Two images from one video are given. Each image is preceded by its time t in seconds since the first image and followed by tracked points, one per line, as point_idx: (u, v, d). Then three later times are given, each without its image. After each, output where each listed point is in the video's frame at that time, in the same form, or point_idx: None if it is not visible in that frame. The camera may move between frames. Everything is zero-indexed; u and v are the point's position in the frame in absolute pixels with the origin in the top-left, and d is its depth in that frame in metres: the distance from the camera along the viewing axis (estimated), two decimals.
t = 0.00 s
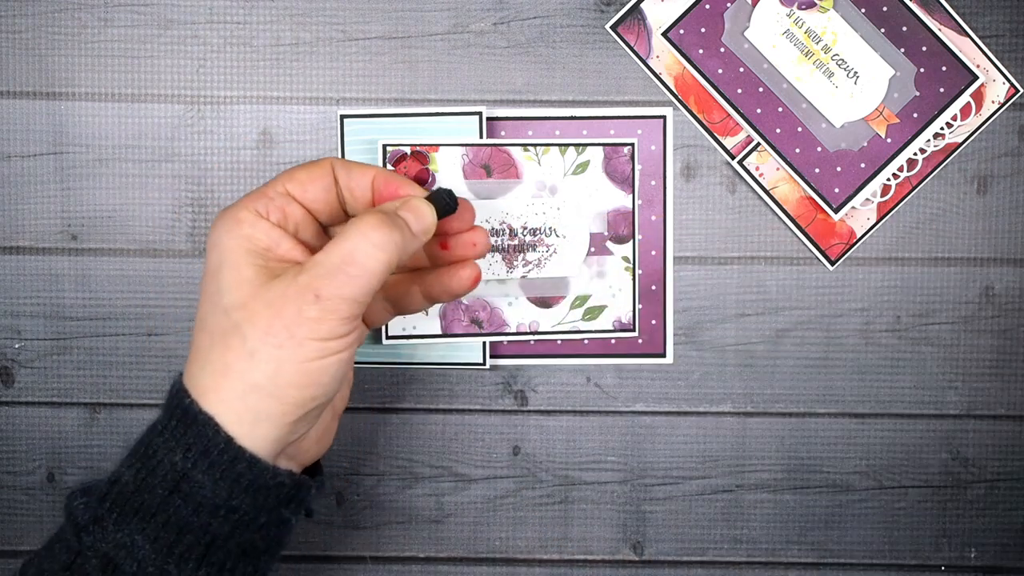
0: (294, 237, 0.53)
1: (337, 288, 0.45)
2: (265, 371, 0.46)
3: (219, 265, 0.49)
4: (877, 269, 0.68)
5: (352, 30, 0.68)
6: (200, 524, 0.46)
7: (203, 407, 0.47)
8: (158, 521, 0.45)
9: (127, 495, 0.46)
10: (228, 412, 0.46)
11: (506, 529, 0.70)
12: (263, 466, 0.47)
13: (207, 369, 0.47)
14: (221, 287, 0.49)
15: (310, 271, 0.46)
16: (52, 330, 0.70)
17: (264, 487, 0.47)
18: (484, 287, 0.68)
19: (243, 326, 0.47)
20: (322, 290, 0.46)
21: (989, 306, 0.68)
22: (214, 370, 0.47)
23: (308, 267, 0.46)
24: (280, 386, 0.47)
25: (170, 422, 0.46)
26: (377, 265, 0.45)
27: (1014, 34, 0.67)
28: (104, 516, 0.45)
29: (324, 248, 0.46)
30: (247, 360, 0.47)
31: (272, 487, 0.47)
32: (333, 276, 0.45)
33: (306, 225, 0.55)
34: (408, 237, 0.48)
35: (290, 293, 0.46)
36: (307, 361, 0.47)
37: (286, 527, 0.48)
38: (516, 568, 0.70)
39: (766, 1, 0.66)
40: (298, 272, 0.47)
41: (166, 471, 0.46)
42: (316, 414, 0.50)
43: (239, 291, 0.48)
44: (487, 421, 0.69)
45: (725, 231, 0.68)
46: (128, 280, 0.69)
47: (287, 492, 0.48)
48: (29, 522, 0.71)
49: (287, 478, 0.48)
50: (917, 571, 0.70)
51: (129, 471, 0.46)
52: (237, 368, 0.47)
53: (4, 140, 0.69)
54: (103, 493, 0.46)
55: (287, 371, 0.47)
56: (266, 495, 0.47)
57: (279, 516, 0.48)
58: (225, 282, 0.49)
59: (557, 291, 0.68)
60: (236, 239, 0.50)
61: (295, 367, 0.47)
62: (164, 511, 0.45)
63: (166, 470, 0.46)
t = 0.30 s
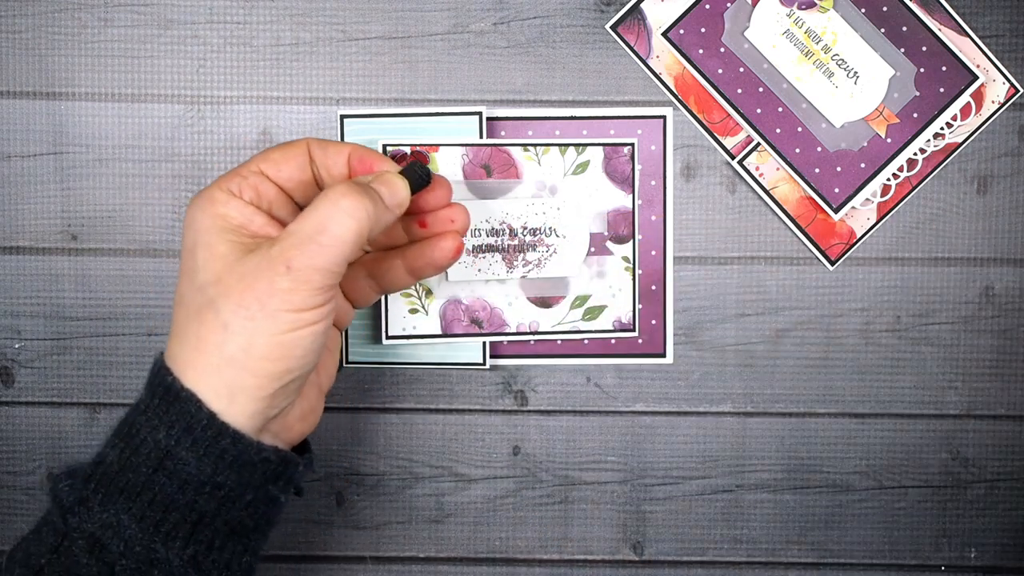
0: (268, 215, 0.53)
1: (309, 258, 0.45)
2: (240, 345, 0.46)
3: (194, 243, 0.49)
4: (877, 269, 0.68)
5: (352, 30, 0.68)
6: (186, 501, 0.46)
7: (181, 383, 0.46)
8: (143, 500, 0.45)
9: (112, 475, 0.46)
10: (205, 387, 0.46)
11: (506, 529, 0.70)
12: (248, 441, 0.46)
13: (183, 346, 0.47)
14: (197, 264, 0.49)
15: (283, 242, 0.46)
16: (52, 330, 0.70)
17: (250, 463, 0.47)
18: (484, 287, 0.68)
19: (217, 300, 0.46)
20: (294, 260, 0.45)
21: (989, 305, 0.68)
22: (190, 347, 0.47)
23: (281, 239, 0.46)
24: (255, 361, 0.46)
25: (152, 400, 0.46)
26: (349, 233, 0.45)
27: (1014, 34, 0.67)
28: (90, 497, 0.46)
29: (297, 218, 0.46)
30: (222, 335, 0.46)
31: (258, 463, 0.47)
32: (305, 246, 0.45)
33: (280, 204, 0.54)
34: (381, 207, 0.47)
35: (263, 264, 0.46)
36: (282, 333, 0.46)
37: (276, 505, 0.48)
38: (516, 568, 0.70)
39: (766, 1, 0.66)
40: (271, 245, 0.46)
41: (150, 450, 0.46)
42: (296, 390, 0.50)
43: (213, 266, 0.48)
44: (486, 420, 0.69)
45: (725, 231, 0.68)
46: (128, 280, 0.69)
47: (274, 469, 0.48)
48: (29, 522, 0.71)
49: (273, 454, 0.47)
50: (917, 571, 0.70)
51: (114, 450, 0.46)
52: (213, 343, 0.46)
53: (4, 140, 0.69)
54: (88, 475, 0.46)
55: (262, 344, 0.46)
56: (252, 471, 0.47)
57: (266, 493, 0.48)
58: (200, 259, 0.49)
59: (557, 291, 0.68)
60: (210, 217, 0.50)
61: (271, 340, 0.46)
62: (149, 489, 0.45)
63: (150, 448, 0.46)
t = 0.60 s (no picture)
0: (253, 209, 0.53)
1: (286, 253, 0.45)
2: (219, 342, 0.46)
3: (178, 237, 0.50)
4: (877, 269, 0.68)
5: (352, 30, 0.68)
6: (166, 501, 0.46)
7: (161, 379, 0.46)
8: (123, 500, 0.45)
9: (91, 474, 0.46)
10: (183, 383, 0.46)
11: (505, 529, 0.70)
12: (228, 441, 0.46)
13: (163, 342, 0.47)
14: (180, 259, 0.49)
15: (262, 238, 0.45)
16: (52, 330, 0.70)
17: (231, 462, 0.47)
18: (484, 287, 0.68)
19: (197, 296, 0.47)
20: (271, 256, 0.45)
21: (989, 305, 0.68)
22: (170, 343, 0.47)
23: (260, 234, 0.46)
24: (233, 358, 0.46)
25: (131, 399, 0.46)
26: (327, 229, 0.44)
27: (1014, 34, 0.67)
28: (70, 497, 0.46)
29: (277, 213, 0.45)
30: (200, 331, 0.46)
31: (241, 461, 0.47)
32: (282, 241, 0.45)
33: (266, 197, 0.55)
34: (363, 201, 0.47)
35: (242, 260, 0.46)
36: (260, 330, 0.46)
37: (262, 502, 0.48)
38: (516, 568, 0.70)
39: (766, 1, 0.66)
40: (251, 240, 0.46)
41: (129, 450, 0.46)
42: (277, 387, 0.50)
43: (195, 261, 0.48)
44: (486, 420, 0.69)
45: (725, 231, 0.68)
46: (129, 280, 0.69)
47: (257, 467, 0.48)
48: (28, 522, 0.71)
49: (255, 452, 0.47)
50: (917, 571, 0.70)
51: (95, 449, 0.46)
52: (192, 339, 0.46)
53: (4, 139, 0.69)
54: (68, 474, 0.46)
55: (241, 341, 0.46)
56: (234, 470, 0.47)
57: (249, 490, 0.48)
58: (184, 254, 0.49)
59: (557, 291, 0.68)
60: (195, 211, 0.51)
61: (250, 337, 0.46)
62: (129, 489, 0.45)
63: (129, 448, 0.46)
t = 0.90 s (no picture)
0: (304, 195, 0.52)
1: (340, 247, 0.43)
2: (260, 329, 0.44)
3: (227, 216, 0.48)
4: (877, 269, 0.68)
5: (352, 30, 0.68)
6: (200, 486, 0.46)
7: (202, 360, 0.45)
8: (157, 484, 0.45)
9: (125, 456, 0.45)
10: (222, 367, 0.45)
11: (506, 530, 0.70)
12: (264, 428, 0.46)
13: (205, 322, 0.46)
14: (227, 238, 0.47)
15: (316, 227, 0.44)
16: (52, 330, 0.70)
17: (266, 448, 0.46)
18: (484, 287, 0.68)
19: (242, 278, 0.45)
20: (324, 248, 0.43)
21: (989, 305, 0.68)
22: (212, 323, 0.46)
23: (315, 223, 0.44)
24: (273, 348, 0.45)
25: (167, 383, 0.46)
26: (385, 227, 0.43)
27: (1014, 34, 0.67)
28: (101, 480, 0.45)
29: (335, 203, 0.44)
30: (242, 314, 0.45)
31: (276, 448, 0.47)
32: (337, 234, 0.43)
33: (317, 185, 0.54)
34: (423, 200, 0.45)
35: (293, 247, 0.44)
36: (304, 322, 0.44)
37: (292, 489, 0.49)
38: (516, 568, 0.70)
39: (766, 1, 0.66)
40: (304, 229, 0.45)
41: (166, 433, 0.45)
42: (313, 381, 0.48)
43: (244, 243, 0.46)
44: (487, 421, 0.69)
45: (725, 231, 0.68)
46: (128, 280, 0.69)
47: (291, 454, 0.48)
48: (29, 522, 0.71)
49: (290, 439, 0.47)
50: (917, 571, 0.70)
51: (128, 431, 0.46)
52: (233, 323, 0.45)
53: (4, 139, 0.69)
54: (99, 456, 0.46)
55: (282, 331, 0.44)
56: (269, 457, 0.47)
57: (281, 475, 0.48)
58: (231, 233, 0.47)
59: (557, 291, 0.68)
60: (246, 191, 0.49)
61: (292, 326, 0.44)
62: (163, 472, 0.45)
63: (164, 432, 0.45)
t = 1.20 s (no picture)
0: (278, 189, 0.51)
1: (311, 241, 0.43)
2: (230, 322, 0.44)
3: (198, 209, 0.47)
4: (878, 269, 0.68)
5: (352, 30, 0.68)
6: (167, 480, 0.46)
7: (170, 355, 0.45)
8: (122, 478, 0.45)
9: (90, 451, 0.45)
10: (191, 359, 0.45)
11: (505, 530, 0.70)
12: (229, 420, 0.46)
13: (175, 314, 0.45)
14: (198, 230, 0.46)
15: (287, 221, 0.44)
16: (52, 330, 0.70)
17: (232, 441, 0.46)
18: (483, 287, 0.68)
19: (212, 271, 0.44)
20: (296, 243, 0.43)
21: (989, 305, 0.68)
22: (181, 315, 0.45)
23: (286, 217, 0.44)
24: (242, 341, 0.44)
25: (132, 377, 0.46)
26: (355, 223, 0.43)
27: (1014, 34, 0.67)
28: (67, 474, 0.45)
29: (307, 198, 0.44)
30: (212, 308, 0.44)
31: (241, 441, 0.47)
32: (309, 229, 0.43)
33: (292, 179, 0.52)
34: (393, 199, 0.45)
35: (264, 241, 0.44)
36: (273, 316, 0.44)
37: (261, 482, 0.49)
38: (516, 568, 0.70)
39: (766, 1, 0.66)
40: (276, 223, 0.44)
41: (130, 428, 0.45)
42: (281, 376, 0.48)
43: (214, 236, 0.46)
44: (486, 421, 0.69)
45: (725, 231, 0.68)
46: (129, 280, 0.69)
47: (258, 446, 0.48)
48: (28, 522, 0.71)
49: (255, 431, 0.47)
50: (917, 571, 0.70)
51: (95, 425, 0.46)
52: (203, 315, 0.44)
53: (4, 140, 0.69)
54: (66, 450, 0.46)
55: (251, 325, 0.44)
56: (235, 449, 0.47)
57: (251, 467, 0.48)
58: (202, 225, 0.46)
59: (557, 291, 0.68)
60: (219, 183, 0.48)
61: (261, 320, 0.44)
62: (129, 466, 0.45)
63: (129, 426, 0.45)
